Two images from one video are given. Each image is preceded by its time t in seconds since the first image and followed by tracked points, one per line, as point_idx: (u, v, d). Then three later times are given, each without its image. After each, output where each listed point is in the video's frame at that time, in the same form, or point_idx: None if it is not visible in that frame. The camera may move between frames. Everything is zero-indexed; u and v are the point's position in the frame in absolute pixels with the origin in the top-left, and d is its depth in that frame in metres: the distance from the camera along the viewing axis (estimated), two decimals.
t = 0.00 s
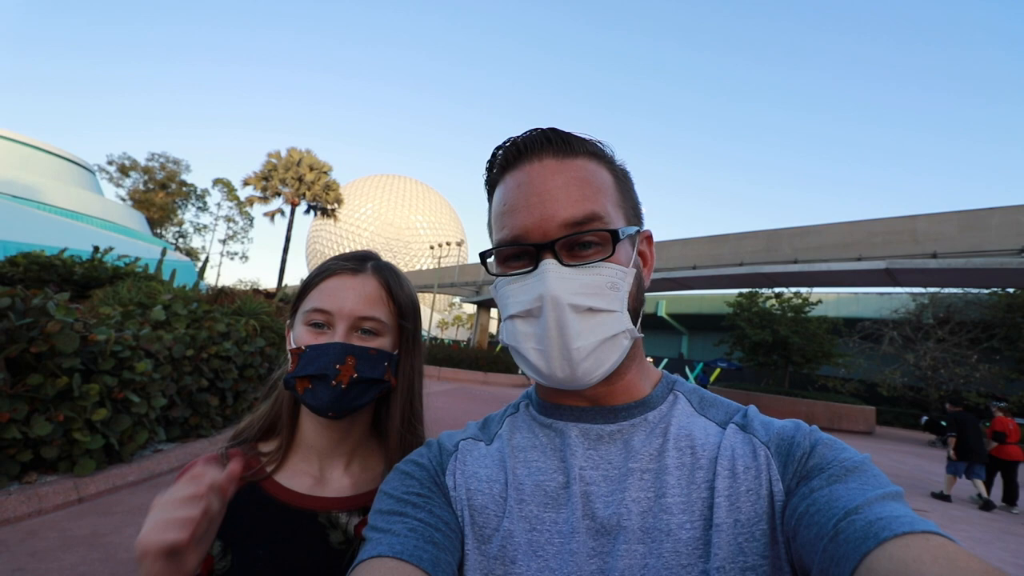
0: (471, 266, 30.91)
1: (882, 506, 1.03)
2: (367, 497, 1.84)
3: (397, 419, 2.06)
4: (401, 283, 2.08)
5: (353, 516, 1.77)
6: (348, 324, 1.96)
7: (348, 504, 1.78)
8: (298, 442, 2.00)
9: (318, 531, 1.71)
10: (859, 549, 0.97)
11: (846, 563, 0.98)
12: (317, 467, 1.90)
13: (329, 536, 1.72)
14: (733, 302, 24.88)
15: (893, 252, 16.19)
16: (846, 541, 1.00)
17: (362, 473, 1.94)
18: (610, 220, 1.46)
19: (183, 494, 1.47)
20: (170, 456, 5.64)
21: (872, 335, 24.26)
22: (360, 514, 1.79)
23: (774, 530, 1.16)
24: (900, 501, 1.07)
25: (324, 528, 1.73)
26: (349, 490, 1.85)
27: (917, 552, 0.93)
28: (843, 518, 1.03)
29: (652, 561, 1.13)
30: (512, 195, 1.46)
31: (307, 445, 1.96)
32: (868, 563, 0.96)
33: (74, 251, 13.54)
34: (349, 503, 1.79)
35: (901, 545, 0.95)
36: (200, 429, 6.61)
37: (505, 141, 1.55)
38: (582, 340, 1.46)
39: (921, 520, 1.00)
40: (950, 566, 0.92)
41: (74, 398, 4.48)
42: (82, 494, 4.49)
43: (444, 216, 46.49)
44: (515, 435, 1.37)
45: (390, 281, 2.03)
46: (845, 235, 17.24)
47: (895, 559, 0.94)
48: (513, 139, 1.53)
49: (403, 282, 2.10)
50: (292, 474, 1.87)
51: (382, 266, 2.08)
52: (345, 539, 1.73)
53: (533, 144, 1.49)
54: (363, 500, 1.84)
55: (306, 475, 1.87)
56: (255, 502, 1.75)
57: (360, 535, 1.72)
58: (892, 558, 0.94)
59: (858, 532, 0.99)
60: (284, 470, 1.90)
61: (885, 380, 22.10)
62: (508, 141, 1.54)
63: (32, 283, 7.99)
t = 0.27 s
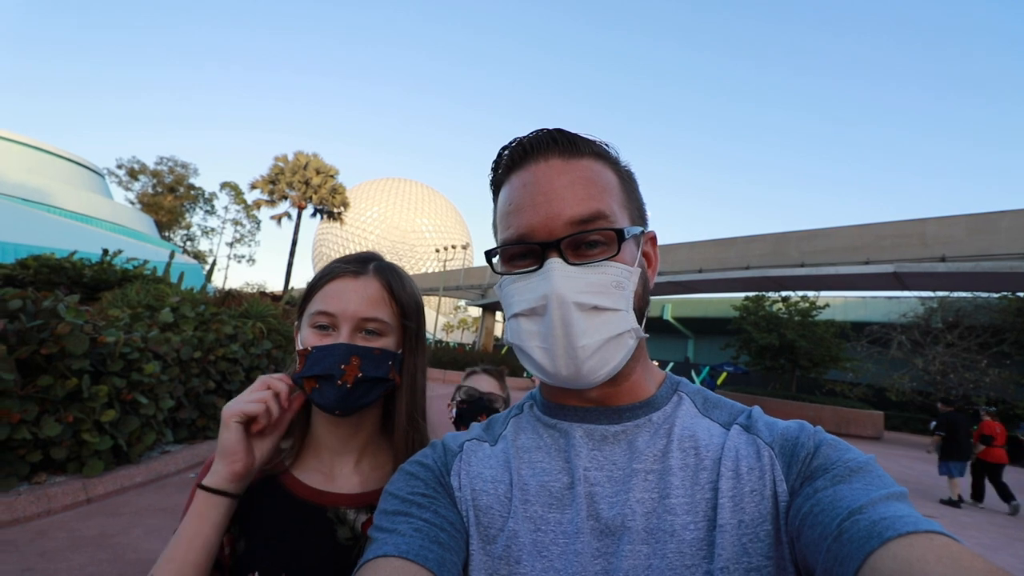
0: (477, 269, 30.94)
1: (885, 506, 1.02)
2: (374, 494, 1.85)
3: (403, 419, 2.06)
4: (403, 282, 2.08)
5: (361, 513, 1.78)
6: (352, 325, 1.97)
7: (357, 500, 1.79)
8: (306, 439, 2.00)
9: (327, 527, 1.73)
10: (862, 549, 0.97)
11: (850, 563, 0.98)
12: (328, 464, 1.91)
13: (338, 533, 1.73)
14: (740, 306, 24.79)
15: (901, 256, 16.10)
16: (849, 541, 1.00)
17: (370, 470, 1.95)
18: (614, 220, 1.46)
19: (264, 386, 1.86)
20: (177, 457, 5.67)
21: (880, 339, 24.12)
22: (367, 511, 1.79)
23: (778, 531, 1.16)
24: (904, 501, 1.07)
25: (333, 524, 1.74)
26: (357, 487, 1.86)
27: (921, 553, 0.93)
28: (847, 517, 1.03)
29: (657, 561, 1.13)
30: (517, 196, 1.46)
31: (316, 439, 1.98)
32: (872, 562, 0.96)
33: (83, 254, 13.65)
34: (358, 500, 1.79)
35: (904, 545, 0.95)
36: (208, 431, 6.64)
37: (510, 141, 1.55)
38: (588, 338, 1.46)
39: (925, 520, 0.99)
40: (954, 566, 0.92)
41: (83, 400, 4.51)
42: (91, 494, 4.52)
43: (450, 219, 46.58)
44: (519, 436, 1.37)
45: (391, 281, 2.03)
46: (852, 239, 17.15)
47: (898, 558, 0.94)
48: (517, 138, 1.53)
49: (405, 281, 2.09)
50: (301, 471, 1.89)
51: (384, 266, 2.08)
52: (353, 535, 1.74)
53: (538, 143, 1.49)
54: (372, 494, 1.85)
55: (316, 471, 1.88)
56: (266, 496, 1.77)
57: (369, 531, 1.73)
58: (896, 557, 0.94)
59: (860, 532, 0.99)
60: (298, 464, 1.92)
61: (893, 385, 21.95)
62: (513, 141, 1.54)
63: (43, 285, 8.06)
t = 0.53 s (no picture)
0: (479, 269, 30.94)
1: (883, 508, 1.03)
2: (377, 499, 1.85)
3: (405, 422, 2.06)
4: (402, 284, 2.08)
5: (364, 519, 1.78)
6: (352, 330, 1.98)
7: (360, 505, 1.80)
8: (309, 445, 2.00)
9: (331, 533, 1.73)
10: (860, 551, 0.98)
11: (847, 563, 0.98)
12: (332, 470, 1.92)
13: (341, 539, 1.73)
14: (742, 304, 24.76)
15: (904, 253, 16.06)
16: (847, 542, 1.00)
17: (374, 475, 1.95)
18: (618, 221, 1.47)
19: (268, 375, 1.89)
20: (181, 459, 5.69)
21: (883, 336, 24.05)
22: (370, 516, 1.79)
23: (776, 532, 1.16)
24: (902, 504, 1.07)
25: (336, 530, 1.74)
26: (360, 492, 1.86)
27: (918, 554, 0.94)
28: (845, 518, 1.03)
29: (654, 561, 1.13)
30: (520, 196, 1.46)
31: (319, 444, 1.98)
32: (870, 563, 0.96)
33: (86, 256, 13.68)
34: (360, 506, 1.79)
35: (901, 546, 0.95)
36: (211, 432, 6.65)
37: (511, 142, 1.55)
38: (591, 341, 1.46)
39: (922, 521, 1.00)
40: (950, 566, 0.92)
41: (87, 402, 4.53)
42: (95, 496, 4.54)
43: (451, 219, 46.59)
44: (519, 437, 1.38)
45: (390, 284, 2.03)
46: (855, 236, 17.10)
47: (895, 559, 0.94)
48: (519, 140, 1.54)
49: (404, 283, 2.10)
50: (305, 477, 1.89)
51: (383, 270, 2.09)
52: (357, 541, 1.73)
53: (540, 145, 1.50)
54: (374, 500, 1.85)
55: (320, 477, 1.88)
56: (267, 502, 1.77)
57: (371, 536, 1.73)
58: (893, 559, 0.94)
59: (859, 533, 1.00)
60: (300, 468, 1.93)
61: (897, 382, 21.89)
62: (514, 142, 1.54)
63: (46, 288, 8.08)
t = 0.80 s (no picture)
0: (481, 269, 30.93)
1: (883, 514, 1.02)
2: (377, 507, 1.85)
3: (405, 430, 2.06)
4: (406, 288, 2.08)
5: (363, 528, 1.78)
6: (356, 336, 1.97)
7: (358, 515, 1.80)
8: (308, 453, 1.99)
9: (329, 541, 1.72)
10: (859, 555, 0.97)
11: (847, 566, 0.98)
12: (331, 476, 1.91)
13: (340, 549, 1.72)
14: (745, 301, 24.74)
15: (907, 249, 16.02)
16: (846, 547, 0.99)
17: (374, 484, 1.95)
18: (623, 228, 1.46)
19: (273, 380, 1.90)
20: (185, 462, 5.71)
21: (887, 332, 24.01)
22: (369, 525, 1.79)
23: (775, 535, 1.15)
24: (901, 510, 1.06)
25: (335, 538, 1.74)
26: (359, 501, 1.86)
27: (918, 559, 0.93)
28: (844, 523, 1.03)
29: (653, 564, 1.12)
30: (523, 202, 1.45)
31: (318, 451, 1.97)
32: (868, 567, 0.96)
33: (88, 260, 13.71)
34: (359, 515, 1.79)
35: (901, 551, 0.95)
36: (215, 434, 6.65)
37: (515, 148, 1.55)
38: (594, 346, 1.45)
39: (921, 528, 0.99)
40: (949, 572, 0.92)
41: (91, 406, 4.53)
42: (100, 500, 4.55)
43: (453, 219, 46.61)
44: (520, 439, 1.38)
45: (395, 289, 2.03)
46: (857, 232, 17.06)
47: (895, 562, 0.94)
48: (523, 144, 1.53)
49: (408, 288, 2.09)
50: (304, 484, 1.88)
51: (388, 275, 2.08)
52: (356, 550, 1.73)
53: (545, 149, 1.49)
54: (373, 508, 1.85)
55: (319, 485, 1.88)
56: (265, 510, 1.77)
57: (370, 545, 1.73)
58: (891, 562, 0.94)
59: (858, 538, 0.99)
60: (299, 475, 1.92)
61: (900, 378, 21.84)
62: (518, 147, 1.54)
63: (49, 292, 8.11)
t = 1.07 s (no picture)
0: (482, 265, 30.92)
1: (880, 516, 1.02)
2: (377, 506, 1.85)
3: (406, 430, 2.06)
4: (412, 287, 2.09)
5: (362, 527, 1.78)
6: (365, 333, 1.98)
7: (357, 513, 1.80)
8: (308, 450, 1.98)
9: (327, 541, 1.73)
10: (856, 557, 0.97)
11: (843, 568, 0.98)
12: (331, 474, 1.91)
13: (338, 547, 1.73)
14: (747, 299, 24.70)
15: (909, 246, 15.99)
16: (843, 548, 0.99)
17: (374, 483, 1.95)
18: (630, 231, 1.46)
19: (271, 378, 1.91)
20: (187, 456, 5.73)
21: (889, 330, 23.98)
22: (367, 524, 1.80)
23: (772, 536, 1.15)
24: (899, 513, 1.06)
25: (334, 536, 1.74)
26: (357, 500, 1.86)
27: (912, 560, 0.93)
28: (842, 525, 1.02)
29: (650, 562, 1.12)
30: (532, 202, 1.44)
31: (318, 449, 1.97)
32: (864, 568, 0.96)
33: (91, 254, 13.72)
34: (358, 514, 1.80)
35: (897, 553, 0.95)
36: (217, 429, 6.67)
37: (523, 148, 1.54)
38: (599, 346, 1.45)
39: (916, 530, 1.00)
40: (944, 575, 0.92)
41: (92, 400, 4.55)
42: (102, 494, 4.57)
43: (455, 215, 46.59)
44: (519, 438, 1.38)
45: (402, 287, 2.04)
46: (859, 230, 17.02)
47: (892, 564, 0.94)
48: (531, 145, 1.52)
49: (414, 286, 2.10)
50: (304, 482, 1.88)
51: (394, 272, 2.09)
52: (354, 550, 1.73)
53: (554, 150, 1.49)
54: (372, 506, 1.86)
55: (319, 482, 1.88)
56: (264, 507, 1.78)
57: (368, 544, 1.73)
58: (888, 565, 0.94)
59: (854, 540, 0.99)
60: (298, 473, 1.92)
61: (902, 376, 21.83)
62: (526, 147, 1.53)
63: (51, 287, 8.13)
